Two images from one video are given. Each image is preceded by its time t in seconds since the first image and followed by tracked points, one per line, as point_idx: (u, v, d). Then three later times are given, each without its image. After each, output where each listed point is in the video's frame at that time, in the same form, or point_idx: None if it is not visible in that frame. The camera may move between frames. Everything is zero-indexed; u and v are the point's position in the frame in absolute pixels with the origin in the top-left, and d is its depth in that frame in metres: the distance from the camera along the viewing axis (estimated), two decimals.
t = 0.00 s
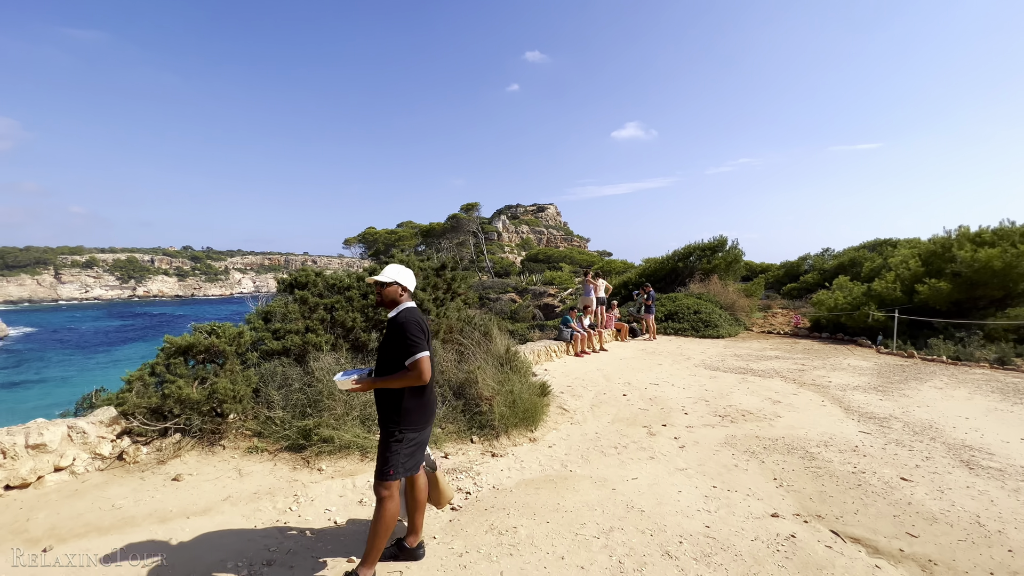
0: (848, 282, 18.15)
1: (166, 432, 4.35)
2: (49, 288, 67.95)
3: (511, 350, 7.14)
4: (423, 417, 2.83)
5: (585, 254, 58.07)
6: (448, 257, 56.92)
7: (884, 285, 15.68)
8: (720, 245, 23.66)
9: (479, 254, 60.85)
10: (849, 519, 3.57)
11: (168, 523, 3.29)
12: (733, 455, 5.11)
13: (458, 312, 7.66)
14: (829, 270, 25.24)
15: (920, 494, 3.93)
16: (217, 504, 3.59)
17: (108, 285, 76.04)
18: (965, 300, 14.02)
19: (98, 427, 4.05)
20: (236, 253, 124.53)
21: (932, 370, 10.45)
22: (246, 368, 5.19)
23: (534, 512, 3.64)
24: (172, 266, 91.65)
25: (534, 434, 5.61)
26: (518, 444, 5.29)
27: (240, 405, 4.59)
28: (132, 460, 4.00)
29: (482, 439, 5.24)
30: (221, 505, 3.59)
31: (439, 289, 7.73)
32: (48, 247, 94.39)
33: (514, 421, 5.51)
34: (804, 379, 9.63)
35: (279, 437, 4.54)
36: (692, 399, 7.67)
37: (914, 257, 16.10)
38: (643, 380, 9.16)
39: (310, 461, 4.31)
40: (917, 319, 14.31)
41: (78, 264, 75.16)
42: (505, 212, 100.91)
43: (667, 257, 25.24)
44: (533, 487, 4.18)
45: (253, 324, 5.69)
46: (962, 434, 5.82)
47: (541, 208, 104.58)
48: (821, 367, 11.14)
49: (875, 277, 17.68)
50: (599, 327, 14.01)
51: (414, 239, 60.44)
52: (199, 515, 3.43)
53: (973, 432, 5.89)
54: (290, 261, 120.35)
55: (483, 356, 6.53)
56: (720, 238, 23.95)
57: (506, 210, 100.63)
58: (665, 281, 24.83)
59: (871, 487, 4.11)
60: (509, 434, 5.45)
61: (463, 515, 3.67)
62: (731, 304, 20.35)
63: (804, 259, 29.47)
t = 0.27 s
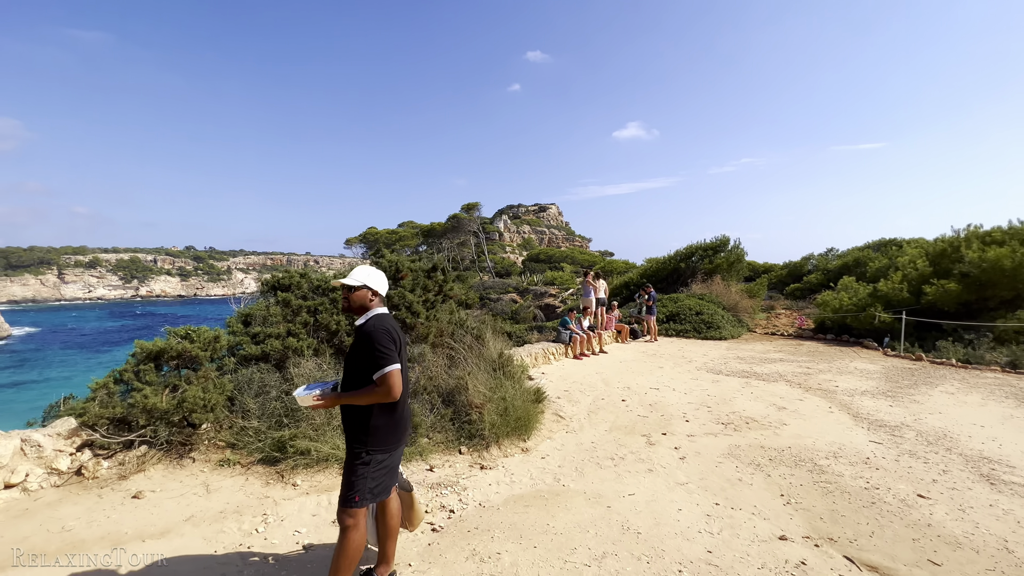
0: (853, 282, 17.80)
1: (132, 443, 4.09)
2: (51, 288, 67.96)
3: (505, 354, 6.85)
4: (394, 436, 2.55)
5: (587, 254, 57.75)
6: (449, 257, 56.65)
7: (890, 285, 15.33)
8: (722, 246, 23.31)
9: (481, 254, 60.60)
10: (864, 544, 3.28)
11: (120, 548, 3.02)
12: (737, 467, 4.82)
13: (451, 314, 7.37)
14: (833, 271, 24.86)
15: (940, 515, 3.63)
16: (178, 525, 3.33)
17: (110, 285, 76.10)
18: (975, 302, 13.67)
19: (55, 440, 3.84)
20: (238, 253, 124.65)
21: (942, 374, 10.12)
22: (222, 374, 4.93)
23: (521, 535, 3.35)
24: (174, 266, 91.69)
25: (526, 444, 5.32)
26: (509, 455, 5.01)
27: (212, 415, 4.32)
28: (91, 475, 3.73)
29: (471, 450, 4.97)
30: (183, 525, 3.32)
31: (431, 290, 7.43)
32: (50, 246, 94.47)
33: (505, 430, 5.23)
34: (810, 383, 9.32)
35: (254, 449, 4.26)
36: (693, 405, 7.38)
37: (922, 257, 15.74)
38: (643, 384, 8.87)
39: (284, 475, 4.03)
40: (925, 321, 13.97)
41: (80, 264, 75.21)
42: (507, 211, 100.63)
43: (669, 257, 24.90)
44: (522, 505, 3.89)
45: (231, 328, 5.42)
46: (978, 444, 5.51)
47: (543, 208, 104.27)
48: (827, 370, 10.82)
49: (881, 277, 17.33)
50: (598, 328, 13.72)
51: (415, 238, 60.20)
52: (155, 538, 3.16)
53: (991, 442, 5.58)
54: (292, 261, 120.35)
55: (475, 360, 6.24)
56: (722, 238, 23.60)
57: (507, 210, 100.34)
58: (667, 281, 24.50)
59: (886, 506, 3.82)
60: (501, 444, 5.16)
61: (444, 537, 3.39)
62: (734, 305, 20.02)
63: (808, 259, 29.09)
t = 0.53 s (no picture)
0: (858, 282, 17.45)
1: (89, 450, 3.81)
2: (52, 287, 67.96)
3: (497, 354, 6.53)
4: (353, 448, 2.24)
5: (588, 253, 57.41)
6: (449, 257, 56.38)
7: (897, 284, 14.98)
8: (725, 244, 22.95)
9: (481, 254, 60.36)
10: (881, 565, 2.98)
11: (59, 569, 2.74)
12: (741, 476, 4.50)
13: (442, 312, 7.05)
14: (837, 270, 24.50)
15: (964, 532, 3.32)
16: (128, 541, 3.04)
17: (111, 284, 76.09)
18: (985, 301, 13.32)
19: (4, 448, 3.59)
20: (240, 253, 124.92)
21: (953, 375, 9.79)
22: (194, 375, 4.68)
23: (504, 555, 3.05)
24: (175, 265, 91.66)
25: (517, 450, 5.03)
26: (498, 462, 4.72)
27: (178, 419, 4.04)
28: (40, 486, 3.45)
29: (457, 457, 4.67)
30: (134, 542, 3.04)
31: (422, 287, 7.12)
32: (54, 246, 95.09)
33: (494, 435, 4.93)
34: (816, 384, 9.01)
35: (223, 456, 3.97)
36: (695, 408, 7.07)
37: (930, 255, 15.38)
38: (643, 386, 8.56)
39: (253, 485, 3.75)
40: (933, 321, 13.62)
41: (82, 263, 75.23)
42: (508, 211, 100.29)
43: (671, 256, 24.57)
44: (508, 518, 3.59)
45: (207, 328, 5.16)
46: (998, 451, 5.19)
47: (544, 208, 103.99)
48: (834, 371, 10.50)
49: (888, 276, 16.98)
50: (598, 328, 13.41)
51: (415, 238, 59.91)
52: (101, 557, 2.88)
53: (1011, 448, 5.26)
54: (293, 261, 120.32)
55: (466, 361, 5.94)
56: (725, 236, 23.24)
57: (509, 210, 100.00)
58: (668, 281, 24.16)
59: (905, 521, 3.50)
60: (490, 450, 4.87)
61: (420, 556, 3.09)
62: (737, 305, 19.69)
63: (812, 258, 28.71)
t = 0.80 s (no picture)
0: (865, 281, 17.06)
1: (36, 462, 3.52)
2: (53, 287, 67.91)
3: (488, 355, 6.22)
4: (296, 471, 1.91)
5: (590, 253, 57.04)
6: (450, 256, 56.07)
7: (905, 284, 14.60)
8: (727, 243, 22.57)
9: (482, 254, 60.07)
10: None
11: None
12: (746, 489, 4.17)
13: (431, 312, 6.73)
14: (842, 270, 24.09)
15: (996, 558, 2.99)
16: (63, 569, 2.73)
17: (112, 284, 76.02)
18: (996, 301, 12.94)
19: None
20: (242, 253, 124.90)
21: (965, 378, 9.43)
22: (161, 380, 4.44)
23: None
24: (176, 265, 91.59)
25: (506, 459, 4.71)
26: (485, 473, 4.41)
27: (136, 428, 3.74)
28: None
29: (440, 467, 4.36)
30: (69, 569, 2.73)
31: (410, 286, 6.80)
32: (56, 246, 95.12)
33: (481, 443, 4.61)
34: (823, 387, 8.66)
35: (184, 467, 3.66)
36: (697, 412, 6.74)
37: (939, 254, 14.99)
38: (643, 389, 8.23)
39: (213, 500, 3.44)
40: (942, 321, 13.25)
41: (83, 264, 75.21)
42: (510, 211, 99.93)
43: (673, 255, 24.20)
44: (490, 539, 3.26)
45: (176, 329, 5.01)
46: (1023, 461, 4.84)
47: (546, 207, 103.64)
48: (841, 373, 10.15)
49: (894, 276, 16.60)
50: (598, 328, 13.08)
51: (416, 237, 59.63)
52: None
53: None
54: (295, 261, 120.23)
55: (454, 364, 5.62)
56: (727, 235, 22.87)
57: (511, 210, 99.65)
58: (670, 280, 23.79)
59: (930, 545, 3.16)
60: (477, 460, 4.56)
61: None
62: (740, 305, 19.32)
63: (816, 258, 28.29)
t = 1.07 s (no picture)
0: (872, 280, 16.65)
1: None
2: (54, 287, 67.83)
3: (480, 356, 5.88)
4: (221, 502, 1.57)
5: (591, 253, 56.63)
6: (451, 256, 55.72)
7: (915, 282, 14.19)
8: (731, 242, 22.16)
9: (483, 253, 59.75)
10: None
11: None
12: (756, 503, 3.82)
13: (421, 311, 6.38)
14: (847, 269, 23.66)
15: None
16: None
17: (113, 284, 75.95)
18: (1009, 300, 12.54)
19: None
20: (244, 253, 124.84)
21: (981, 380, 9.05)
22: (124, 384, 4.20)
23: None
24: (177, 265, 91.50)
25: (495, 470, 4.38)
26: (473, 485, 4.08)
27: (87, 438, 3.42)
28: None
29: (424, 479, 4.02)
30: None
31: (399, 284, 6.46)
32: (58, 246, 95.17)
33: (469, 452, 4.28)
34: (833, 390, 8.30)
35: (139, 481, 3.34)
36: (701, 417, 6.38)
37: (949, 252, 14.58)
38: (645, 392, 7.87)
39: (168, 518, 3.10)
40: (954, 321, 12.85)
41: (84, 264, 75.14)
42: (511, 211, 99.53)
43: (675, 254, 23.81)
44: (473, 564, 2.93)
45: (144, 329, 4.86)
46: None
47: (548, 207, 103.28)
48: (850, 375, 9.78)
49: (903, 275, 16.19)
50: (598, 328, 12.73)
51: (417, 237, 59.31)
52: None
53: None
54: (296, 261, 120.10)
55: (443, 367, 5.27)
56: (731, 234, 22.46)
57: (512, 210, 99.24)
58: (673, 279, 23.40)
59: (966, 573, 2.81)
60: (464, 470, 4.23)
61: None
62: (744, 304, 18.93)
63: (820, 257, 27.86)
